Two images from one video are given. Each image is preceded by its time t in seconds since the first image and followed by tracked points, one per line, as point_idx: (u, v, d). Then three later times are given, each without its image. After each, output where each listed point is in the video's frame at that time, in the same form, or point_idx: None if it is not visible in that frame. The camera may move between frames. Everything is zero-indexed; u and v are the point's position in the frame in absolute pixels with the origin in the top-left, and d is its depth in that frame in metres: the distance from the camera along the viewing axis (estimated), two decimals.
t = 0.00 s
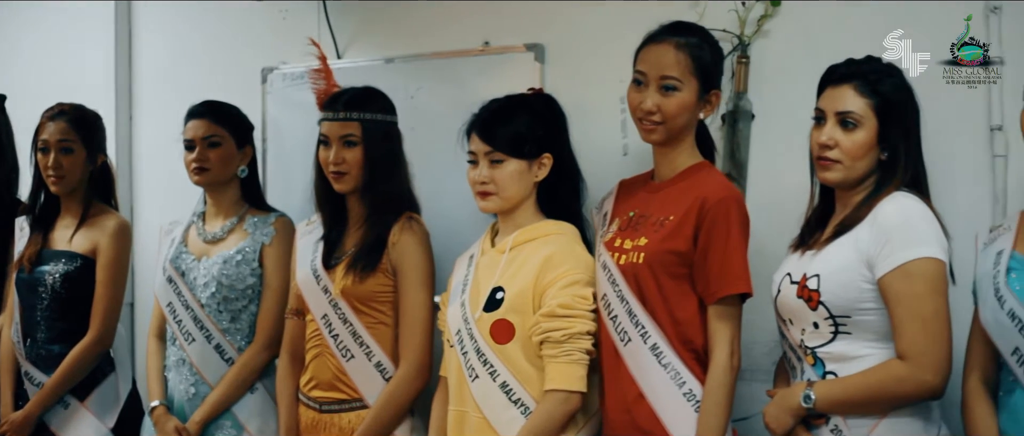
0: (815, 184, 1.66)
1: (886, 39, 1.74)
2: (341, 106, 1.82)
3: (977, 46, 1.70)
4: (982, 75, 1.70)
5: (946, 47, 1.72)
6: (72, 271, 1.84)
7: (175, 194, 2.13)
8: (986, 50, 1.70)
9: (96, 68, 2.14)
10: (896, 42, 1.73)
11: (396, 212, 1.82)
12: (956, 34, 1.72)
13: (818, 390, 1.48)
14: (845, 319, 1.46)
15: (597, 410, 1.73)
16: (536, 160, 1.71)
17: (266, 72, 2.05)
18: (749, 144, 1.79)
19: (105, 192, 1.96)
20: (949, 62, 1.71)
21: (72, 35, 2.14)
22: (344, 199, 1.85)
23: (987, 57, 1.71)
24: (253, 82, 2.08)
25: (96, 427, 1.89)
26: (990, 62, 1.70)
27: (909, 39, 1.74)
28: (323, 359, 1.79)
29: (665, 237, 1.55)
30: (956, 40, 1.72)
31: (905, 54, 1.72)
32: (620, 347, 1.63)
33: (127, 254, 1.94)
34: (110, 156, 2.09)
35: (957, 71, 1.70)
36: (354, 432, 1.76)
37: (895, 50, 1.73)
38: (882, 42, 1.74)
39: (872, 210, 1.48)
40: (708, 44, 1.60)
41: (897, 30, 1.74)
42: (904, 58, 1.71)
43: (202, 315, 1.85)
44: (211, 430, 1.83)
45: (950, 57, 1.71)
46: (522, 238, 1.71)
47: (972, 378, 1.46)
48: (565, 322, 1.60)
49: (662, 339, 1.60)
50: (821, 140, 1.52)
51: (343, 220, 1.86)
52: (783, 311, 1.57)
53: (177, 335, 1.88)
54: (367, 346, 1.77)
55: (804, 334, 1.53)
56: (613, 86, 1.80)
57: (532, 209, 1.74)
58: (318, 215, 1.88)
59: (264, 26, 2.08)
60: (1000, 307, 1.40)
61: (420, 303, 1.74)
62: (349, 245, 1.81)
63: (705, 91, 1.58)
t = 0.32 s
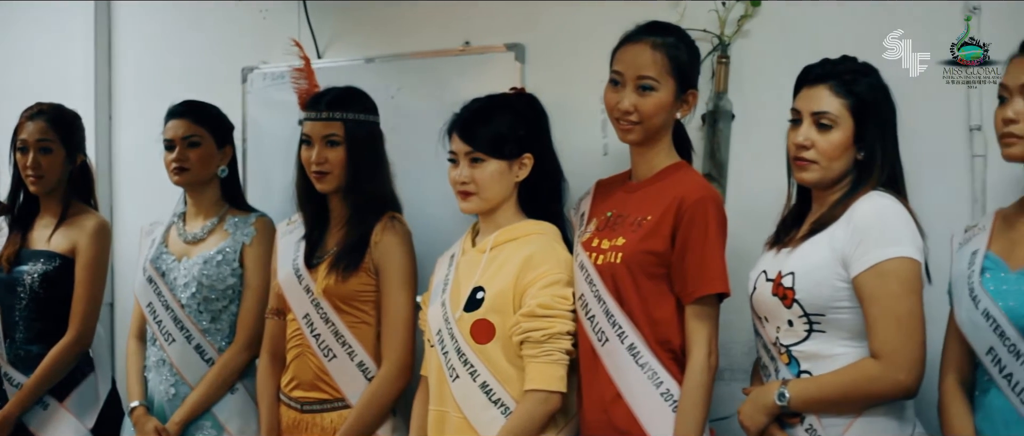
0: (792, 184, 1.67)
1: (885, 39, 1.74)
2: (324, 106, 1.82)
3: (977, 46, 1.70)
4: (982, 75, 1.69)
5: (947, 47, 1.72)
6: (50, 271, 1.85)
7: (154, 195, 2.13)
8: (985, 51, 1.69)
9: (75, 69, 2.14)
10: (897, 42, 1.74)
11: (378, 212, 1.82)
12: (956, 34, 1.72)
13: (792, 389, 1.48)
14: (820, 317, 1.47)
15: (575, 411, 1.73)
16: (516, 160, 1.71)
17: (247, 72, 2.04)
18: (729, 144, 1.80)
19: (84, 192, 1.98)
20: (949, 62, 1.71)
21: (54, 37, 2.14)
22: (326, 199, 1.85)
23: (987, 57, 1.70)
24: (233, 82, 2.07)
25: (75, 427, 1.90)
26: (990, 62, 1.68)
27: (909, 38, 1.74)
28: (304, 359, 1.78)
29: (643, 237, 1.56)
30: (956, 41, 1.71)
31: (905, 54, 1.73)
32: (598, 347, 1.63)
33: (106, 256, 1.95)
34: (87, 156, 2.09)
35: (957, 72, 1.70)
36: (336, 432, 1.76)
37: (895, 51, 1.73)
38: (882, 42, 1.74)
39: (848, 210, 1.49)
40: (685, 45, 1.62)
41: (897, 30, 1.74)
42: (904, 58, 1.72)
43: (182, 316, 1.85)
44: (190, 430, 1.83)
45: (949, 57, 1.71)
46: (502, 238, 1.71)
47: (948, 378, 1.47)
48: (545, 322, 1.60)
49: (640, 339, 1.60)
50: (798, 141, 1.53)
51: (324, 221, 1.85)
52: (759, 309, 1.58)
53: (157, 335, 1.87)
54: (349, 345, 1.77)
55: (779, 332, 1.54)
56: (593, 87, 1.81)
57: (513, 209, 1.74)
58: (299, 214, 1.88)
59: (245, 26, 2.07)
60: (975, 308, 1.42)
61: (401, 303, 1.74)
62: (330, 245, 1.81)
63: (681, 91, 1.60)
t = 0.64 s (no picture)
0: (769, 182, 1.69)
1: (885, 39, 1.74)
2: (304, 105, 1.82)
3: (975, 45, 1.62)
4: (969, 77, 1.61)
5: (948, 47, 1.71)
6: (28, 271, 1.86)
7: (132, 195, 2.12)
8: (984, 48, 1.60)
9: (53, 69, 2.14)
10: (897, 42, 1.73)
11: (358, 211, 1.82)
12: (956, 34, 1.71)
13: (768, 384, 1.49)
14: (797, 316, 1.48)
15: (553, 411, 1.73)
16: (494, 160, 1.71)
17: (224, 72, 2.04)
18: (707, 143, 1.80)
19: (61, 192, 1.99)
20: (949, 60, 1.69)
21: (33, 36, 2.15)
22: (305, 199, 1.84)
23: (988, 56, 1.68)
24: (211, 82, 2.07)
25: (52, 427, 1.90)
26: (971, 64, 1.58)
27: (909, 38, 1.74)
28: (282, 359, 1.78)
29: (623, 236, 1.56)
30: (957, 40, 1.70)
31: (905, 54, 1.73)
32: (576, 347, 1.64)
33: (84, 256, 1.95)
34: (64, 155, 2.08)
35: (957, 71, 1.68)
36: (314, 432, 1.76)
37: (895, 50, 1.73)
38: (882, 42, 1.74)
39: (827, 209, 1.50)
40: (661, 45, 1.63)
41: (897, 30, 1.74)
42: (904, 58, 1.72)
43: (161, 316, 1.84)
44: (169, 430, 1.83)
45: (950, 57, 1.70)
46: (481, 238, 1.71)
47: (920, 378, 1.49)
48: (523, 322, 1.60)
49: (617, 338, 1.60)
50: (778, 137, 1.53)
51: (304, 220, 1.84)
52: (735, 306, 1.58)
53: (136, 336, 1.87)
54: (328, 345, 1.77)
55: (756, 330, 1.54)
56: (571, 87, 1.82)
57: (491, 209, 1.74)
58: (278, 214, 1.87)
59: (223, 26, 2.07)
60: (946, 308, 1.43)
61: (380, 303, 1.74)
62: (309, 244, 1.81)
63: (658, 91, 1.61)
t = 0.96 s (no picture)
0: (744, 182, 1.69)
1: (885, 39, 1.73)
2: (281, 105, 1.82)
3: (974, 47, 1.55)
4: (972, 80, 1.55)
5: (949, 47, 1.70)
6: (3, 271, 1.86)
7: (110, 195, 2.11)
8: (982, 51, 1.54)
9: (28, 69, 2.14)
10: (897, 42, 1.72)
11: (335, 212, 1.81)
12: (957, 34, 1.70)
13: (750, 385, 1.48)
14: (775, 316, 1.48)
15: (533, 411, 1.73)
16: (475, 161, 1.72)
17: (202, 71, 2.04)
18: (684, 142, 1.80)
19: (37, 192, 1.99)
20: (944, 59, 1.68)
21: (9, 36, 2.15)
22: (282, 198, 1.84)
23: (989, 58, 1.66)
24: (189, 82, 2.07)
25: (28, 427, 1.91)
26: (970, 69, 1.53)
27: (909, 38, 1.73)
28: (259, 358, 1.78)
29: (602, 236, 1.57)
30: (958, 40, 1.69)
31: (905, 54, 1.72)
32: (555, 347, 1.64)
33: (61, 254, 1.96)
34: (41, 156, 2.08)
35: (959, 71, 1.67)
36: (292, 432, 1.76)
37: (895, 51, 1.72)
38: (882, 42, 1.73)
39: (803, 208, 1.50)
40: (640, 45, 1.64)
41: (897, 29, 1.73)
42: (905, 58, 1.71)
43: (139, 316, 1.84)
44: (147, 430, 1.83)
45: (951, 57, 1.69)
46: (462, 238, 1.71)
47: (893, 378, 1.50)
48: (502, 322, 1.61)
49: (597, 338, 1.60)
50: (753, 136, 1.53)
51: (281, 221, 1.84)
52: (711, 307, 1.58)
53: (114, 336, 1.86)
54: (305, 345, 1.77)
55: (733, 331, 1.55)
56: (550, 86, 1.83)
57: (472, 209, 1.75)
58: (256, 214, 1.87)
59: (200, 25, 2.06)
60: (917, 307, 1.44)
61: (357, 303, 1.74)
62: (287, 244, 1.81)
63: (637, 90, 1.62)
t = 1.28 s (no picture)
0: (723, 182, 1.69)
1: (885, 39, 1.71)
2: (261, 106, 1.83)
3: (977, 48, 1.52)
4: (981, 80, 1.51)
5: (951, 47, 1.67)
6: None
7: (89, 195, 2.10)
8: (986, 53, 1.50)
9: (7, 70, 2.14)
10: (897, 42, 1.70)
11: (314, 212, 1.81)
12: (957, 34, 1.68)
13: (724, 382, 1.49)
14: (752, 317, 1.48)
15: (515, 412, 1.74)
16: (459, 160, 1.72)
17: (180, 71, 2.05)
18: (663, 142, 1.81)
19: (16, 194, 1.99)
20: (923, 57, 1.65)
21: None
22: (263, 199, 1.84)
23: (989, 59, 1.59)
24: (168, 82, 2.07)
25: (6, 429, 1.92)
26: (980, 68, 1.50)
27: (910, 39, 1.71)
28: (239, 358, 1.78)
29: (584, 235, 1.57)
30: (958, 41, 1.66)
31: (905, 54, 1.69)
32: (537, 347, 1.64)
33: (39, 255, 1.98)
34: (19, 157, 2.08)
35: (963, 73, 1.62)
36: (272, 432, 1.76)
37: (896, 51, 1.70)
38: (882, 42, 1.71)
39: (780, 207, 1.49)
40: (621, 45, 1.64)
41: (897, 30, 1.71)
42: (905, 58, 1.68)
43: (119, 316, 1.84)
44: (127, 431, 1.84)
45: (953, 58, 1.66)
46: (444, 238, 1.71)
47: (870, 379, 1.51)
48: (484, 323, 1.61)
49: (579, 338, 1.61)
50: (730, 136, 1.53)
51: (261, 220, 1.84)
52: (691, 308, 1.58)
53: (93, 336, 1.86)
54: (284, 345, 1.77)
55: (712, 332, 1.55)
56: (531, 86, 1.83)
57: (455, 209, 1.75)
58: (235, 214, 1.87)
59: (179, 25, 2.07)
60: (893, 307, 1.44)
61: (336, 303, 1.74)
62: (266, 244, 1.80)
63: (618, 90, 1.62)
